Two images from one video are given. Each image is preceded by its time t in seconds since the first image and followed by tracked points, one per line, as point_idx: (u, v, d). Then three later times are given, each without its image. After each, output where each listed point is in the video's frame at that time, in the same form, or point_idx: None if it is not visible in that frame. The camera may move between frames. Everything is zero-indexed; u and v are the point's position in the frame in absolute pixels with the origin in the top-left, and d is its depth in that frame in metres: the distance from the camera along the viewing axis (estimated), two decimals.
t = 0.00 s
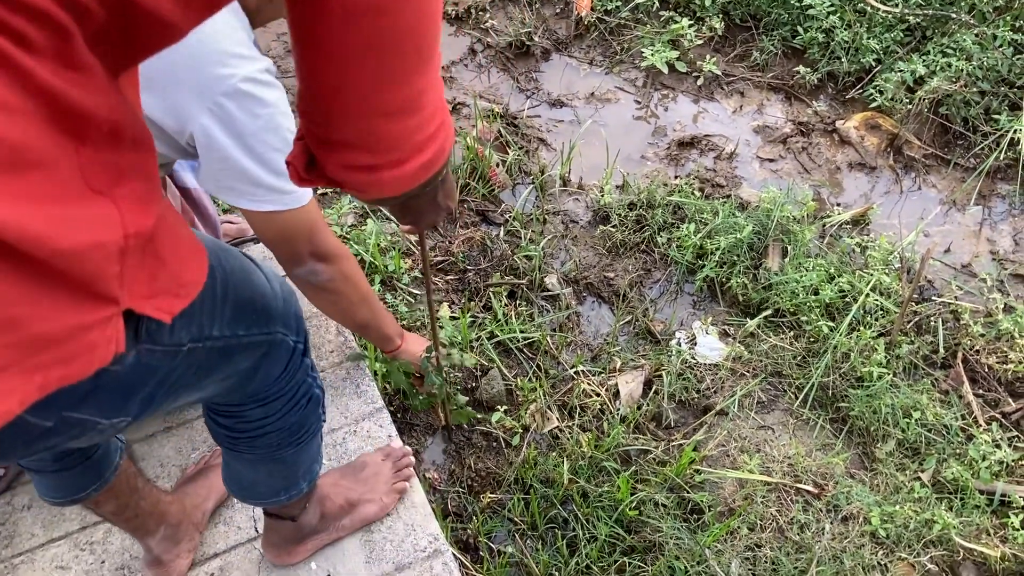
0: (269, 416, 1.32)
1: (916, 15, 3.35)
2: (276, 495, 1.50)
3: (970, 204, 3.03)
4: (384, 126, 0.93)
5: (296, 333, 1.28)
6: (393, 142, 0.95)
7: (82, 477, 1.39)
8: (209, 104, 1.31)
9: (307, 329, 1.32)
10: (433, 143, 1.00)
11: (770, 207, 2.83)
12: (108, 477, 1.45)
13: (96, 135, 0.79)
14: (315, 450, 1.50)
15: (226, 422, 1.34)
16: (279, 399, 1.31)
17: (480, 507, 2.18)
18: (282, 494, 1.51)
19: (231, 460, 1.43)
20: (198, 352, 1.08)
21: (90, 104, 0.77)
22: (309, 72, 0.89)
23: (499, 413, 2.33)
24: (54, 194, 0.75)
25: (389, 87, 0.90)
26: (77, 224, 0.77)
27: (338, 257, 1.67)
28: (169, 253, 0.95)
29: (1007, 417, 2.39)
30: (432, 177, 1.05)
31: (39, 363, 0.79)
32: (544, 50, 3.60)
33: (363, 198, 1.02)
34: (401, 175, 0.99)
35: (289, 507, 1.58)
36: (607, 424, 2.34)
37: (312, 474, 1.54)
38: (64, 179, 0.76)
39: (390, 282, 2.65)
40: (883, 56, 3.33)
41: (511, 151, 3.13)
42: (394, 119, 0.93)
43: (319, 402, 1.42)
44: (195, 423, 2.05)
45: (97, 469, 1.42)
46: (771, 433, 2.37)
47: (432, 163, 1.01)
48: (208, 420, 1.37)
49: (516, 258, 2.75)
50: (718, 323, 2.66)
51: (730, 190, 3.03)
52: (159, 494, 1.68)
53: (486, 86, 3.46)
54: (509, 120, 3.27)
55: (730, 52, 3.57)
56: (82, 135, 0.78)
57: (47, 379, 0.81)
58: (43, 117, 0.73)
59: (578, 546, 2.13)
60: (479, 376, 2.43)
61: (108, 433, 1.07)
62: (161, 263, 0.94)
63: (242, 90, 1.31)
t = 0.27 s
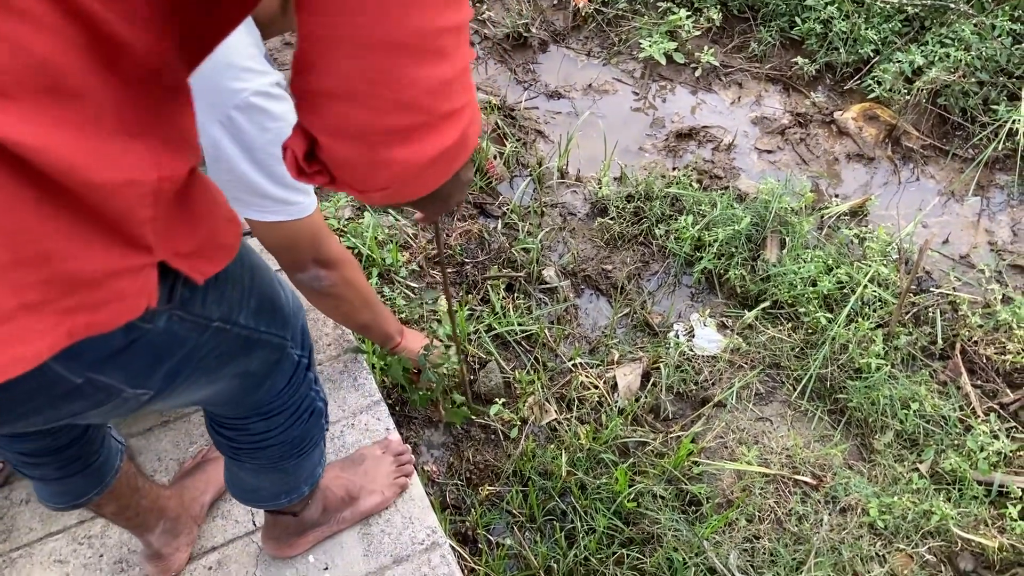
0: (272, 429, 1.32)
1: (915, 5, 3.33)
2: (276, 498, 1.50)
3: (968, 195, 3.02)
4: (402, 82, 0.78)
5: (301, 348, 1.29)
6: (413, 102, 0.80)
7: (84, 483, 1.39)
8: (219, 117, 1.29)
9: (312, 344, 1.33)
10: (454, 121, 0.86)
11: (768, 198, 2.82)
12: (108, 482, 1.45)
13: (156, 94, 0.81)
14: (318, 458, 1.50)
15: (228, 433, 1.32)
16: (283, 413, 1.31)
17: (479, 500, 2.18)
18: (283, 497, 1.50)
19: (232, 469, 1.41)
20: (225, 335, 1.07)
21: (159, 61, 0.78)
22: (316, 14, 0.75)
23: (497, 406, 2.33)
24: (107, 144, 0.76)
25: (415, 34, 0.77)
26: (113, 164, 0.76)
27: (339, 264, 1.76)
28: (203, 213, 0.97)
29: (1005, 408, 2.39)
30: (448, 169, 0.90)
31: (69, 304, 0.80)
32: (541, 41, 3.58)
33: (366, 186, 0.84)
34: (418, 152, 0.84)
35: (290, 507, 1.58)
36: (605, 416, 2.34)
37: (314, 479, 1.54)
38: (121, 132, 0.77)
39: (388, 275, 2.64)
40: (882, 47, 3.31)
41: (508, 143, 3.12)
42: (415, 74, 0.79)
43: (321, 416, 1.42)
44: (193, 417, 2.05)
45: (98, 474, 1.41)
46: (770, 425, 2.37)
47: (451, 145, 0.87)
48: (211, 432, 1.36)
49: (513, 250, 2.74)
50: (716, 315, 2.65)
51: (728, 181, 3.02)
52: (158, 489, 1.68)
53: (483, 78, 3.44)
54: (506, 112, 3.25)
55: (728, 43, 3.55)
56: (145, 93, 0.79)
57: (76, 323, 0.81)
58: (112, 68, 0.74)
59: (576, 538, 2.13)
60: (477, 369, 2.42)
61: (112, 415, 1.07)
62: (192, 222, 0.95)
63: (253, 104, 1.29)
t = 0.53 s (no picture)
0: (283, 429, 1.32)
1: None
2: (282, 496, 1.50)
3: (968, 188, 3.02)
4: (418, 12, 0.70)
5: (316, 347, 1.28)
6: (433, 35, 0.71)
7: (94, 480, 1.39)
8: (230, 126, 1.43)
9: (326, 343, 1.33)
10: (485, 67, 0.77)
11: (767, 192, 2.82)
12: (118, 479, 1.45)
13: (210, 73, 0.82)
14: (325, 457, 1.50)
15: (239, 431, 1.32)
16: (293, 414, 1.30)
17: (479, 495, 2.18)
18: (288, 494, 1.50)
19: (242, 466, 1.41)
20: (258, 326, 1.06)
21: (218, 41, 0.79)
22: None
23: (497, 401, 2.33)
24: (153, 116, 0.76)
25: None
26: (161, 139, 0.77)
27: (349, 268, 1.82)
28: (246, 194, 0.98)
29: (1005, 401, 2.39)
30: (478, 126, 0.80)
31: (112, 279, 0.81)
32: (540, 36, 3.57)
33: (382, 138, 0.75)
34: (440, 96, 0.74)
35: (295, 504, 1.58)
36: (606, 411, 2.34)
37: (319, 478, 1.53)
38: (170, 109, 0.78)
39: (388, 271, 2.64)
40: (881, 40, 3.30)
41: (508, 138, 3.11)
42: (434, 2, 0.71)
43: (332, 417, 1.42)
44: (194, 414, 2.05)
45: (109, 471, 1.41)
46: (769, 419, 2.38)
47: (481, 94, 0.77)
48: (220, 430, 1.35)
49: (513, 245, 2.73)
50: (716, 310, 2.65)
51: (728, 176, 3.02)
52: (161, 487, 1.68)
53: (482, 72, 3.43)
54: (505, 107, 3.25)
55: (727, 37, 3.54)
56: (199, 72, 0.80)
57: (118, 300, 0.82)
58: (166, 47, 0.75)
59: (577, 533, 2.13)
60: (478, 364, 2.42)
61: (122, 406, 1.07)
62: (234, 202, 0.96)
63: (265, 114, 1.44)
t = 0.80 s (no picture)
0: (288, 428, 1.31)
1: None
2: (284, 496, 1.50)
3: (969, 183, 3.01)
4: None
5: (321, 347, 1.27)
6: (445, 20, 0.67)
7: (96, 479, 1.38)
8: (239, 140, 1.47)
9: (331, 343, 1.32)
10: (501, 59, 0.72)
11: (768, 188, 2.81)
12: (119, 479, 1.44)
13: (232, 71, 0.81)
14: (328, 456, 1.49)
15: (244, 430, 1.31)
16: (297, 414, 1.29)
17: (480, 493, 2.18)
18: (291, 494, 1.50)
19: (246, 465, 1.41)
20: (269, 326, 1.05)
21: (241, 40, 0.78)
22: None
23: (497, 399, 2.32)
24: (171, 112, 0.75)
25: None
26: (181, 136, 0.76)
27: (358, 278, 1.83)
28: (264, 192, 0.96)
29: (1007, 397, 2.38)
30: (492, 122, 0.75)
31: (124, 275, 0.81)
32: (540, 31, 3.55)
33: (388, 130, 0.71)
34: (451, 86, 0.70)
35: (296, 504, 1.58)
36: (606, 409, 2.33)
37: (321, 477, 1.53)
38: (192, 106, 0.77)
39: (387, 268, 2.63)
40: (882, 34, 3.28)
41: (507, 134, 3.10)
42: None
43: (337, 416, 1.41)
44: (193, 413, 2.04)
45: (110, 471, 1.40)
46: (770, 416, 2.37)
47: (496, 88, 0.72)
48: (223, 427, 1.35)
49: (513, 242, 2.72)
50: (716, 306, 2.65)
51: (728, 171, 3.01)
52: (161, 487, 1.67)
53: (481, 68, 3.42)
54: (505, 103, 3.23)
55: (727, 31, 3.52)
56: (222, 70, 0.79)
57: (129, 297, 0.82)
58: (191, 45, 0.74)
59: (577, 531, 2.13)
60: (478, 361, 2.42)
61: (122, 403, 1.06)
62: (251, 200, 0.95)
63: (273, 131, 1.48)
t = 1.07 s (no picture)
0: (286, 422, 1.30)
1: None
2: (283, 491, 1.49)
3: (970, 176, 2.99)
4: None
5: (321, 342, 1.26)
6: (431, 20, 0.66)
7: (93, 474, 1.37)
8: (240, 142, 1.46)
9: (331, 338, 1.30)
10: (489, 63, 0.71)
11: (768, 181, 2.79)
12: (118, 473, 1.44)
13: (227, 61, 0.79)
14: (327, 451, 1.48)
15: (242, 424, 1.30)
16: (296, 408, 1.28)
17: (479, 489, 2.17)
18: (289, 490, 1.49)
19: (245, 458, 1.40)
20: (265, 319, 1.03)
21: (235, 29, 0.77)
22: None
23: (497, 394, 2.31)
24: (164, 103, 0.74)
25: None
26: (174, 127, 0.75)
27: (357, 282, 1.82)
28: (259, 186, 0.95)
29: (1009, 391, 2.37)
30: (478, 127, 0.73)
31: (116, 266, 0.79)
32: (539, 25, 3.53)
33: (372, 130, 0.70)
34: (436, 88, 0.68)
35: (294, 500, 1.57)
36: (606, 404, 2.32)
37: (320, 473, 1.52)
38: (187, 95, 0.76)
39: (386, 264, 2.62)
40: (882, 27, 3.26)
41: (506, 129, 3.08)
42: None
43: (336, 410, 1.40)
44: (191, 410, 2.03)
45: (108, 466, 1.40)
46: (771, 410, 2.36)
47: (484, 91, 0.71)
48: (222, 421, 1.34)
49: (512, 237, 2.71)
50: (717, 301, 2.63)
51: (729, 165, 2.99)
52: (159, 484, 1.67)
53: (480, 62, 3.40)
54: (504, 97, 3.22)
55: (727, 24, 3.50)
56: (218, 60, 0.78)
57: (121, 288, 0.81)
58: (187, 34, 0.73)
59: (577, 526, 2.12)
60: (477, 357, 2.41)
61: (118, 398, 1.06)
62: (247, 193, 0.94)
63: (275, 133, 1.47)
